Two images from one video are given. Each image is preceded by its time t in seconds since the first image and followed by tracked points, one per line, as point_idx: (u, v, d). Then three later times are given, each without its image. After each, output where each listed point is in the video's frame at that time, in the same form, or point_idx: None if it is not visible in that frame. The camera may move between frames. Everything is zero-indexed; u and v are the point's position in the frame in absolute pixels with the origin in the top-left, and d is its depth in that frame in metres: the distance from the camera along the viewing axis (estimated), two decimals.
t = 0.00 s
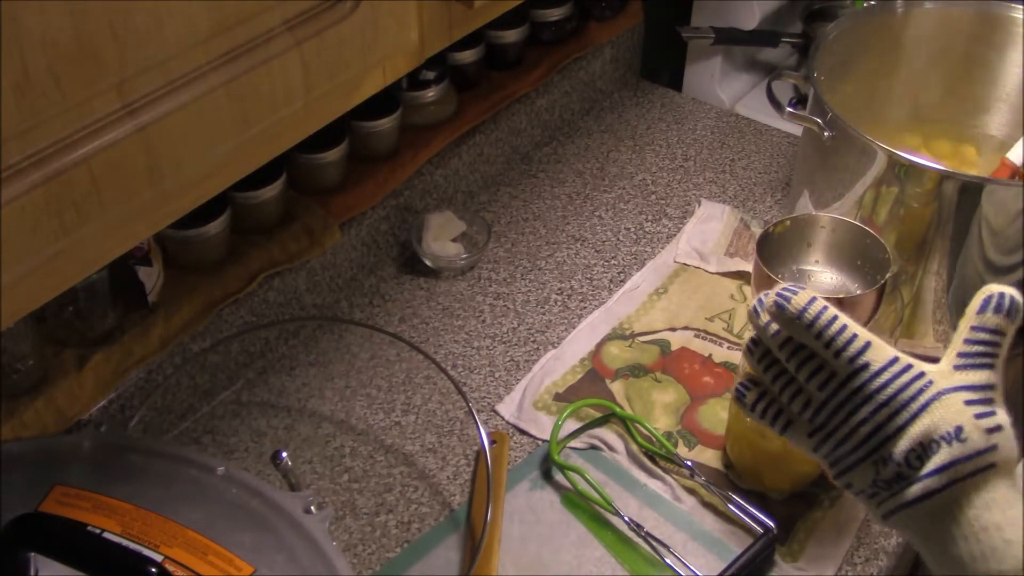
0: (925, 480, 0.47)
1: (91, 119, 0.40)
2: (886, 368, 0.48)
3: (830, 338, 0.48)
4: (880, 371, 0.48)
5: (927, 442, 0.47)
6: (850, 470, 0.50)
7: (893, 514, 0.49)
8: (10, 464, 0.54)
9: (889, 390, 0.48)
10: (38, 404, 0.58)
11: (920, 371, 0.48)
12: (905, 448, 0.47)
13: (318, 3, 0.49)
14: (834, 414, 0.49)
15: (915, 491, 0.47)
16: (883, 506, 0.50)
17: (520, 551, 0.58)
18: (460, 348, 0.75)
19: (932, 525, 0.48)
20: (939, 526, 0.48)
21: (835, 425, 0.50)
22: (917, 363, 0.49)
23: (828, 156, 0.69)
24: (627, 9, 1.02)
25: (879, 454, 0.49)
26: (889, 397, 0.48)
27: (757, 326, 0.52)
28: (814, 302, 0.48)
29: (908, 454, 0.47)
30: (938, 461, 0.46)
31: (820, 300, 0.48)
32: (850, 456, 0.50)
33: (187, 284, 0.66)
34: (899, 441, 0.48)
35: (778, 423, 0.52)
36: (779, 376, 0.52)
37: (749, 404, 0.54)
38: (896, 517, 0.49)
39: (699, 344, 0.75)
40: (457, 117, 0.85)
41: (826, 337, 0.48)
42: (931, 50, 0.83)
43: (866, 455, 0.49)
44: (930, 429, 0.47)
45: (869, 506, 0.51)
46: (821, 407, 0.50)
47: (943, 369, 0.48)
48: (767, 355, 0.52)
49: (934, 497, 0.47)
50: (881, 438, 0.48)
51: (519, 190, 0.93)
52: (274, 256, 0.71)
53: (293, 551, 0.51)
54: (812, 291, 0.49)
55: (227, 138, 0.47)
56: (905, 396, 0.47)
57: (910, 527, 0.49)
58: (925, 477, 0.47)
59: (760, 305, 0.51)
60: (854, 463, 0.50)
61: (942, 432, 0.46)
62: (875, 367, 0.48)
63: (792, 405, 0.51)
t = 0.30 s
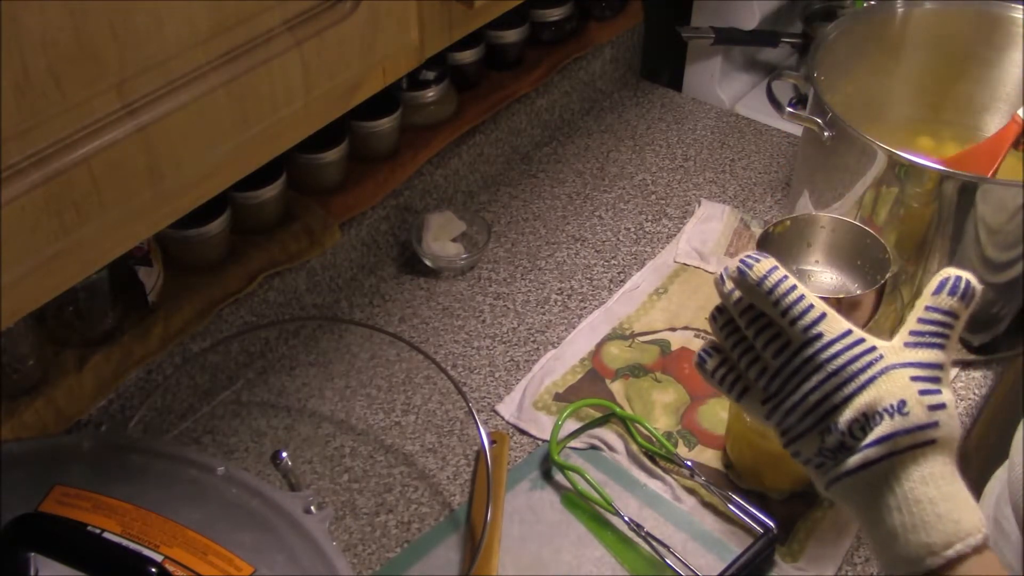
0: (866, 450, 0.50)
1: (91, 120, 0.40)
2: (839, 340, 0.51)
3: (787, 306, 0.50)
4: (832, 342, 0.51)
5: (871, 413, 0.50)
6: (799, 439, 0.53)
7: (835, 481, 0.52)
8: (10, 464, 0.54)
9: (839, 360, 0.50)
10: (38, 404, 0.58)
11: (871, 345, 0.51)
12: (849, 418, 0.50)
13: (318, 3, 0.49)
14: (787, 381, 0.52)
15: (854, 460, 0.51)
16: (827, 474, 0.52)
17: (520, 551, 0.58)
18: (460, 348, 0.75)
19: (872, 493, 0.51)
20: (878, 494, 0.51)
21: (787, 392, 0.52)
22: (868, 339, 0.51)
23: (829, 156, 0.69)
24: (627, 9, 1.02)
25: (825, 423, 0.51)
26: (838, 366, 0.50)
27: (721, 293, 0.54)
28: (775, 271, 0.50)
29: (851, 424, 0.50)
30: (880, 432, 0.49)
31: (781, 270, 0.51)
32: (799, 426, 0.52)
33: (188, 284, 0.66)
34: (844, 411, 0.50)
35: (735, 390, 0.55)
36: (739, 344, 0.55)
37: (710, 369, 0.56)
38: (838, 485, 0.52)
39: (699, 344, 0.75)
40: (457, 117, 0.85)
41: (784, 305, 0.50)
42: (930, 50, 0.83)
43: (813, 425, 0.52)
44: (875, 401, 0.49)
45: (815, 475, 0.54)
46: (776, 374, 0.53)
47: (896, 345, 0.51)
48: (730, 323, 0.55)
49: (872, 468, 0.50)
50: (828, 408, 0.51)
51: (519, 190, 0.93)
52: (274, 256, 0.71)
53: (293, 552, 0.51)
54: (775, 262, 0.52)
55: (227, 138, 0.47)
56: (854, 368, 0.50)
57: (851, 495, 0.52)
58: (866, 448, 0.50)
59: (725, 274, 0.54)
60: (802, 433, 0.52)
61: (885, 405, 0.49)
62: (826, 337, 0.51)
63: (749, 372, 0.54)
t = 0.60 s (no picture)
0: (830, 435, 0.49)
1: (91, 120, 0.40)
2: (811, 329, 0.52)
3: (761, 295, 0.52)
4: (803, 331, 0.52)
5: (837, 399, 0.50)
6: (770, 426, 0.54)
7: (801, 470, 0.52)
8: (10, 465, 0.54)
9: (810, 348, 0.51)
10: (38, 404, 0.58)
11: (841, 335, 0.52)
12: (816, 404, 0.50)
13: (318, 3, 0.49)
14: (759, 368, 0.53)
15: (817, 446, 0.50)
16: (795, 462, 0.53)
17: (520, 551, 0.58)
18: (460, 348, 0.75)
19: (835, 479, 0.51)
20: (840, 480, 0.50)
21: (759, 380, 0.53)
22: (840, 329, 0.52)
23: (828, 156, 0.69)
24: (627, 9, 1.02)
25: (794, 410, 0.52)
26: (808, 354, 0.51)
27: (702, 286, 0.56)
28: (751, 262, 0.52)
29: (818, 410, 0.50)
30: (845, 417, 0.49)
31: (758, 261, 0.52)
32: (772, 412, 0.53)
33: (188, 285, 0.66)
34: (811, 398, 0.51)
35: (713, 377, 0.56)
36: (717, 334, 0.56)
37: (690, 361, 0.57)
38: (803, 473, 0.52)
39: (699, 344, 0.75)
40: (457, 117, 0.85)
41: (758, 294, 0.52)
42: (931, 50, 0.83)
43: (783, 411, 0.53)
44: (841, 388, 0.50)
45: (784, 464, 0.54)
46: (749, 361, 0.54)
47: (866, 337, 0.52)
48: (708, 315, 0.57)
49: (835, 453, 0.50)
50: (796, 396, 0.52)
51: (519, 190, 0.93)
52: (274, 256, 0.70)
53: (293, 552, 0.51)
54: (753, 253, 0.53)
55: (227, 138, 0.47)
56: (823, 356, 0.51)
57: (815, 483, 0.52)
58: (830, 433, 0.49)
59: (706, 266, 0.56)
60: (772, 420, 0.53)
61: (850, 392, 0.49)
62: (798, 326, 0.52)
63: (726, 360, 0.55)
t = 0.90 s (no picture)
0: (822, 438, 0.49)
1: (92, 120, 0.40)
2: (803, 334, 0.52)
3: (754, 301, 0.52)
4: (795, 336, 0.52)
5: (828, 403, 0.50)
6: (763, 431, 0.53)
7: (794, 474, 0.52)
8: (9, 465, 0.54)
9: (801, 352, 0.51)
10: (38, 404, 0.58)
11: (833, 340, 0.52)
12: (808, 408, 0.50)
13: (318, 3, 0.49)
14: (752, 373, 0.53)
15: (809, 450, 0.50)
16: (788, 467, 0.52)
17: (520, 551, 0.58)
18: (460, 348, 0.75)
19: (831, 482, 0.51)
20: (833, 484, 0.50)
21: (752, 385, 0.53)
22: (833, 333, 0.53)
23: (829, 156, 0.69)
24: (627, 9, 1.02)
25: (786, 414, 0.52)
26: (801, 358, 0.51)
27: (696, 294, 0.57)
28: (743, 268, 0.52)
29: (810, 414, 0.50)
30: (836, 420, 0.49)
31: (750, 267, 0.53)
32: (766, 418, 0.53)
33: (187, 285, 0.66)
34: (803, 401, 0.51)
35: (709, 384, 0.56)
36: (710, 341, 0.56)
37: (686, 368, 0.58)
38: (797, 477, 0.52)
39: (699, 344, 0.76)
40: (457, 117, 0.85)
41: (751, 300, 0.52)
42: (931, 50, 0.83)
43: (777, 415, 0.52)
44: (832, 391, 0.50)
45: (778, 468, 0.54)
46: (743, 367, 0.54)
47: (858, 341, 0.52)
48: (704, 323, 0.57)
49: (827, 457, 0.50)
50: (788, 401, 0.52)
51: (519, 190, 0.93)
52: (274, 256, 0.70)
53: (293, 552, 0.51)
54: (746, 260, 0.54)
55: (227, 138, 0.47)
56: (814, 360, 0.51)
57: (809, 486, 0.52)
58: (822, 436, 0.49)
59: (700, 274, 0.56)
60: (765, 424, 0.53)
61: (841, 395, 0.49)
62: (791, 331, 0.52)
63: (720, 367, 0.55)
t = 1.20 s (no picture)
0: (825, 434, 0.49)
1: (91, 120, 0.40)
2: (806, 332, 0.52)
3: (759, 300, 0.52)
4: (799, 334, 0.52)
5: (832, 398, 0.50)
6: (767, 428, 0.53)
7: (796, 471, 0.52)
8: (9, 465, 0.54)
9: (805, 349, 0.51)
10: (38, 404, 0.58)
11: (836, 337, 0.52)
12: (812, 403, 0.50)
13: (319, 3, 0.49)
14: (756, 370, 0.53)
15: (812, 446, 0.50)
16: (791, 463, 0.52)
17: (520, 551, 0.58)
18: (460, 348, 0.75)
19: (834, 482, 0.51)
20: (834, 479, 0.50)
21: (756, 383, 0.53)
22: (835, 331, 0.53)
23: (829, 156, 0.69)
24: (627, 9, 1.02)
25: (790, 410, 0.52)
26: (805, 355, 0.51)
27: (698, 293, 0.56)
28: (748, 267, 0.52)
29: (813, 409, 0.50)
30: (839, 416, 0.49)
31: (755, 266, 0.53)
32: (769, 414, 0.53)
33: (187, 285, 0.66)
34: (807, 396, 0.51)
35: (713, 382, 0.56)
36: (713, 339, 0.56)
37: (689, 366, 0.57)
38: (799, 474, 0.52)
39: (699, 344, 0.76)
40: (457, 117, 0.85)
41: (756, 299, 0.52)
42: (931, 50, 0.83)
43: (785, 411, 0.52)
44: (836, 387, 0.50)
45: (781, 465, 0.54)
46: (747, 364, 0.54)
47: (862, 339, 0.52)
48: (707, 321, 0.57)
49: (831, 452, 0.50)
50: (792, 397, 0.52)
51: (519, 190, 0.93)
52: (274, 256, 0.70)
53: (293, 552, 0.51)
54: (750, 259, 0.53)
55: (227, 138, 0.47)
56: (818, 357, 0.51)
57: (811, 483, 0.52)
58: (826, 431, 0.49)
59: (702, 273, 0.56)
60: (770, 422, 0.53)
61: (845, 391, 0.49)
62: (795, 328, 0.52)
63: (723, 365, 0.55)
